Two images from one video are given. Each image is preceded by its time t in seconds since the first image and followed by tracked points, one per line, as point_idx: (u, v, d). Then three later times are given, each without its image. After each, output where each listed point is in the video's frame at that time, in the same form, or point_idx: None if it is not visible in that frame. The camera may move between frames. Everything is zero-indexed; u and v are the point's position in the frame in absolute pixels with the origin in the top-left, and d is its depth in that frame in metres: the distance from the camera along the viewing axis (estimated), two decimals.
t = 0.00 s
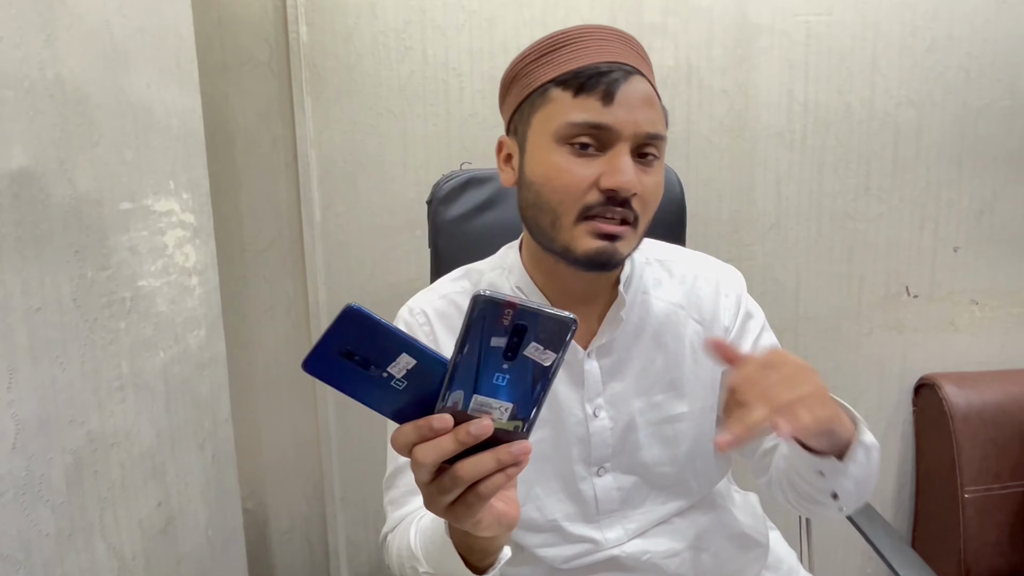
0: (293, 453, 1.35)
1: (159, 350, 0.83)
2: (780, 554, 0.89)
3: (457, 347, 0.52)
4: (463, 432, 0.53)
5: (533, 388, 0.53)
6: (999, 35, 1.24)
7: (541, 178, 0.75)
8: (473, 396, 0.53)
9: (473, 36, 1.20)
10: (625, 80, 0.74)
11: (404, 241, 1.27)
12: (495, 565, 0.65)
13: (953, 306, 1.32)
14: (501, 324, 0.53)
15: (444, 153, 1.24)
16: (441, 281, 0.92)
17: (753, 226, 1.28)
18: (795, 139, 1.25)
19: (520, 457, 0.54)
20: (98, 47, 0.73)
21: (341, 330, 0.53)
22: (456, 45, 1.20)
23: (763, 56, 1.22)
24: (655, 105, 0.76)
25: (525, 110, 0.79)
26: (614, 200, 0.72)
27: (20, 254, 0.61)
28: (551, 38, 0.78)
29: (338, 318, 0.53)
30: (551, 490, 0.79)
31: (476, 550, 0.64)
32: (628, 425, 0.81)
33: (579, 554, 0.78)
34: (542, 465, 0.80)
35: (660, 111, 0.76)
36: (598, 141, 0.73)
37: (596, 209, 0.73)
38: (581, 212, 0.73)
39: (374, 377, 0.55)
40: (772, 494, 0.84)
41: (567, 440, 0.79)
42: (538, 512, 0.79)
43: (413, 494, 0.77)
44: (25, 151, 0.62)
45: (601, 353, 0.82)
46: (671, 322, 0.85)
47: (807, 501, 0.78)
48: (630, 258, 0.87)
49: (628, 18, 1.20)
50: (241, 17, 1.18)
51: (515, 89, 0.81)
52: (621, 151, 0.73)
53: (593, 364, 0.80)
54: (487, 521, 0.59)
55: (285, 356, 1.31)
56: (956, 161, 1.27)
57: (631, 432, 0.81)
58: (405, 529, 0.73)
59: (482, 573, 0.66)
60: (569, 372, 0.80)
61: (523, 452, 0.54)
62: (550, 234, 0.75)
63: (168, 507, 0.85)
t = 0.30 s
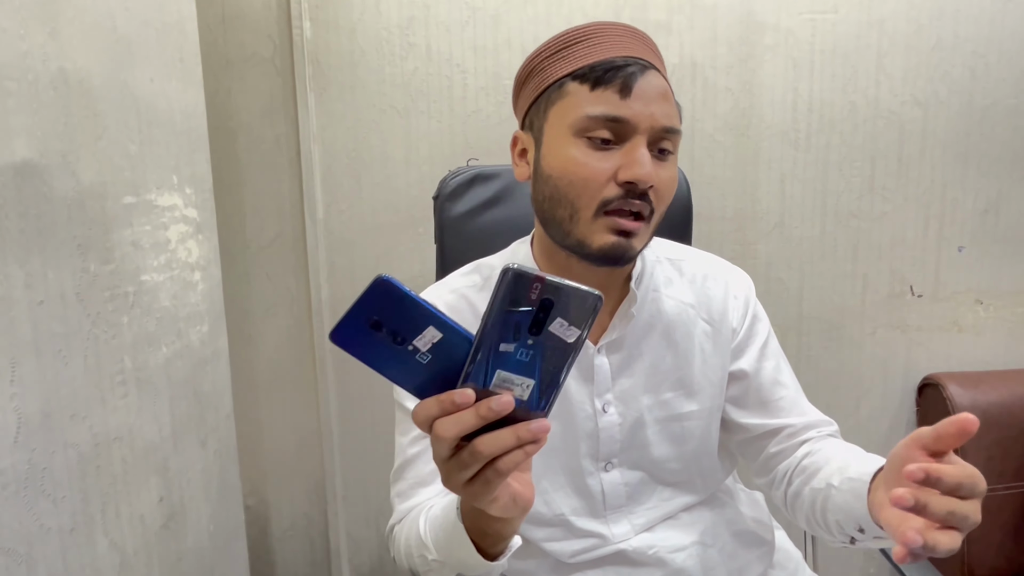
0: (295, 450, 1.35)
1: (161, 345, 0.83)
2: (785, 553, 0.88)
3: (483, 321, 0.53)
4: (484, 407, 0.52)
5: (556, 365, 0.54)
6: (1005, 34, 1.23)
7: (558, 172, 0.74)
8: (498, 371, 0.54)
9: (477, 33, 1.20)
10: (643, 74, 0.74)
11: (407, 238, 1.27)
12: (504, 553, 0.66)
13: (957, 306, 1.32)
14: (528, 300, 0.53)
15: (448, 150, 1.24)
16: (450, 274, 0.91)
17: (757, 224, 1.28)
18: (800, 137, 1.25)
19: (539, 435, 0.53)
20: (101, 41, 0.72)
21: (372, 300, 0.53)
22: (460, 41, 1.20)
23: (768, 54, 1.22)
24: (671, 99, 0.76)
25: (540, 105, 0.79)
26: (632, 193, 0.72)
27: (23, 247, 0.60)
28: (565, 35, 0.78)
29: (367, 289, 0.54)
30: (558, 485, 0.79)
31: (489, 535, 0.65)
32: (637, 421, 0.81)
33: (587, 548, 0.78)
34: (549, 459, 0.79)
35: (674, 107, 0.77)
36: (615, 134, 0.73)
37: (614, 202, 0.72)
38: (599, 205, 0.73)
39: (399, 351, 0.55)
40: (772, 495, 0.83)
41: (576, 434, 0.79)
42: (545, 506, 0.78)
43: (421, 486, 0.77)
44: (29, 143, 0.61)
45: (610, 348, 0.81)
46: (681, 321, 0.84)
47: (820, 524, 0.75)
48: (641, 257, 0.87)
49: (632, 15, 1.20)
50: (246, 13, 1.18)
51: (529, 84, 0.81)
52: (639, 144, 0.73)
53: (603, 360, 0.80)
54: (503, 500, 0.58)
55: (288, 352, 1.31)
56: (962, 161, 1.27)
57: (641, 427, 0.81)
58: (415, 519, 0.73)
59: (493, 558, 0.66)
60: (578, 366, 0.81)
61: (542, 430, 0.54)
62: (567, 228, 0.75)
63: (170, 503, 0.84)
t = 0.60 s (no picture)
0: (294, 449, 1.35)
1: (160, 343, 0.83)
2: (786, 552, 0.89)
3: (495, 312, 0.52)
4: (491, 399, 0.52)
5: (566, 360, 0.54)
6: (1006, 35, 1.23)
7: (536, 178, 0.76)
8: (505, 364, 0.54)
9: (478, 31, 1.19)
10: (607, 68, 0.72)
11: (407, 237, 1.27)
12: (506, 548, 0.67)
13: (957, 307, 1.32)
14: (540, 293, 0.53)
15: (449, 149, 1.24)
16: (457, 271, 0.91)
17: (758, 225, 1.28)
18: (801, 138, 1.25)
19: (544, 430, 0.53)
20: (101, 37, 0.72)
21: (384, 287, 0.53)
22: (460, 41, 1.19)
23: (769, 54, 1.21)
24: (646, 88, 0.74)
25: (524, 114, 0.80)
26: (605, 191, 0.72)
27: (20, 244, 0.60)
28: (543, 42, 0.79)
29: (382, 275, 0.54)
30: (562, 482, 0.79)
31: (491, 529, 0.65)
32: (643, 420, 0.80)
33: (589, 547, 0.78)
34: (555, 456, 0.79)
35: (653, 94, 0.74)
36: (586, 134, 0.73)
37: (588, 201, 0.73)
38: (576, 206, 0.73)
39: (408, 341, 0.55)
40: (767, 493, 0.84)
41: (584, 431, 0.79)
42: (548, 502, 0.78)
43: (424, 482, 0.76)
44: (27, 140, 0.61)
45: (619, 347, 0.81)
46: (688, 320, 0.84)
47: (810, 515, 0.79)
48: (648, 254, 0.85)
49: (634, 15, 1.20)
50: (246, 11, 1.18)
51: (518, 95, 0.83)
52: (608, 141, 0.72)
53: (612, 358, 0.80)
54: (506, 493, 0.58)
55: (287, 351, 1.30)
56: (962, 163, 1.27)
57: (647, 426, 0.81)
58: (418, 514, 0.73)
59: (494, 552, 0.67)
60: (586, 363, 0.80)
61: (548, 425, 0.54)
62: (552, 231, 0.76)
63: (168, 501, 0.84)
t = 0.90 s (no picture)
0: (294, 448, 1.34)
1: (158, 341, 0.82)
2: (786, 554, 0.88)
3: (474, 306, 0.52)
4: (474, 392, 0.52)
5: (548, 351, 0.54)
6: (1010, 35, 1.22)
7: (530, 185, 0.75)
8: (488, 356, 0.53)
9: (479, 30, 1.19)
10: (592, 71, 0.72)
11: (407, 236, 1.26)
12: (499, 543, 0.66)
13: (960, 308, 1.31)
14: (518, 284, 0.53)
15: (449, 148, 1.23)
16: (454, 269, 0.91)
17: (759, 225, 1.27)
18: (803, 137, 1.24)
19: (530, 421, 0.53)
20: (99, 33, 0.72)
21: (362, 284, 0.53)
22: (461, 39, 1.19)
23: (771, 53, 1.21)
24: (633, 87, 0.73)
25: (511, 122, 0.80)
26: (600, 196, 0.71)
27: (17, 240, 0.60)
28: (521, 48, 0.79)
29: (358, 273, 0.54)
30: (558, 482, 0.79)
31: (482, 524, 0.65)
32: (639, 421, 0.80)
33: (586, 547, 0.77)
34: (550, 456, 0.79)
35: (640, 92, 0.74)
36: (575, 139, 0.73)
37: (584, 207, 0.72)
38: (572, 212, 0.73)
39: (389, 336, 0.55)
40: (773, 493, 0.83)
41: (578, 432, 0.79)
42: (544, 502, 0.78)
43: (420, 479, 0.76)
44: (23, 135, 0.61)
45: (613, 348, 0.81)
46: (684, 320, 0.84)
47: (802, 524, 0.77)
48: (643, 255, 0.85)
49: (635, 14, 1.19)
50: (246, 9, 1.18)
51: (504, 102, 0.82)
52: (598, 145, 0.72)
53: (606, 358, 0.79)
54: (494, 487, 0.58)
55: (286, 350, 1.30)
56: (965, 164, 1.26)
57: (642, 427, 0.80)
58: (411, 512, 0.73)
59: (488, 548, 0.66)
60: (579, 364, 0.80)
61: (533, 416, 0.53)
62: (550, 238, 0.76)
63: (165, 499, 0.84)
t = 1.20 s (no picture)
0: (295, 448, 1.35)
1: (160, 341, 0.83)
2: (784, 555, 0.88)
3: (466, 304, 0.53)
4: (466, 388, 0.52)
5: (539, 347, 0.54)
6: (1014, 36, 1.22)
7: (542, 186, 0.74)
8: (480, 353, 0.54)
9: (482, 31, 1.19)
10: (625, 82, 0.72)
11: (409, 236, 1.27)
12: (496, 541, 0.67)
13: (963, 310, 1.31)
14: (509, 280, 0.54)
15: (451, 149, 1.23)
16: (452, 271, 0.91)
17: (761, 226, 1.27)
18: (805, 138, 1.24)
19: (522, 416, 0.53)
20: (104, 34, 0.72)
21: (354, 283, 0.54)
22: (464, 40, 1.19)
23: (774, 54, 1.21)
24: (660, 104, 0.73)
25: (529, 114, 0.78)
26: (614, 208, 0.72)
27: (20, 239, 0.60)
28: (554, 38, 0.77)
29: (350, 272, 0.54)
30: (551, 487, 0.79)
31: (478, 524, 0.65)
32: (632, 425, 0.80)
33: (581, 550, 0.77)
34: (544, 460, 0.79)
35: (665, 111, 0.74)
36: (597, 147, 0.72)
37: (596, 216, 0.72)
38: (581, 220, 0.73)
39: (382, 335, 0.55)
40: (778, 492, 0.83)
41: (571, 437, 0.79)
42: (539, 507, 0.78)
43: (415, 483, 0.76)
44: (28, 134, 0.61)
45: (606, 352, 0.80)
46: (677, 322, 0.84)
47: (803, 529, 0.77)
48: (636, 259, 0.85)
49: (638, 16, 1.19)
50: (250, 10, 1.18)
51: (521, 92, 0.81)
52: (619, 156, 0.72)
53: (598, 363, 0.79)
54: (489, 484, 0.58)
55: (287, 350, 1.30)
56: (969, 165, 1.26)
57: (635, 431, 0.81)
58: (406, 515, 0.73)
59: (486, 547, 0.67)
60: (571, 369, 0.80)
61: (526, 411, 0.53)
62: (555, 241, 0.75)
63: (167, 498, 0.84)
